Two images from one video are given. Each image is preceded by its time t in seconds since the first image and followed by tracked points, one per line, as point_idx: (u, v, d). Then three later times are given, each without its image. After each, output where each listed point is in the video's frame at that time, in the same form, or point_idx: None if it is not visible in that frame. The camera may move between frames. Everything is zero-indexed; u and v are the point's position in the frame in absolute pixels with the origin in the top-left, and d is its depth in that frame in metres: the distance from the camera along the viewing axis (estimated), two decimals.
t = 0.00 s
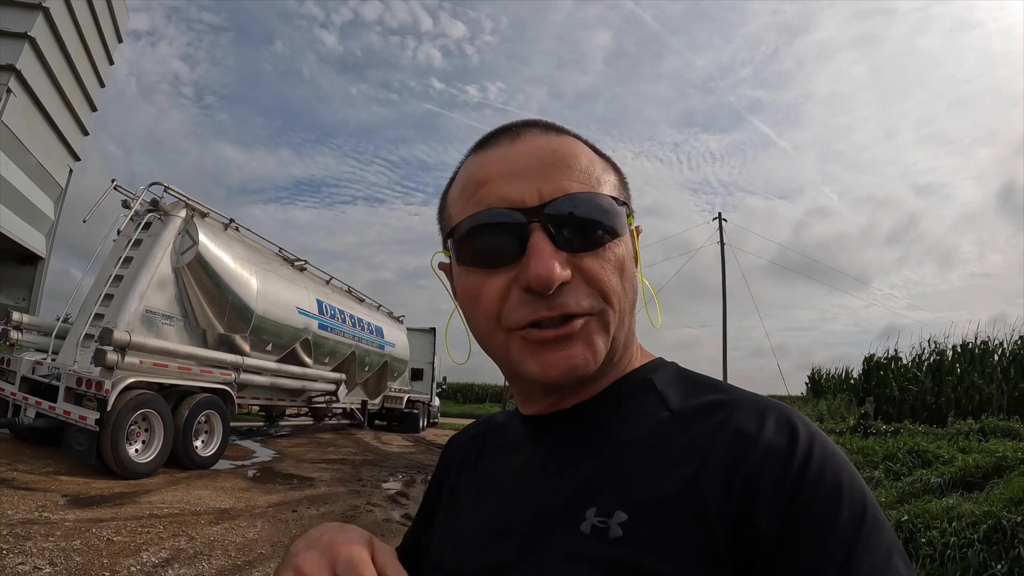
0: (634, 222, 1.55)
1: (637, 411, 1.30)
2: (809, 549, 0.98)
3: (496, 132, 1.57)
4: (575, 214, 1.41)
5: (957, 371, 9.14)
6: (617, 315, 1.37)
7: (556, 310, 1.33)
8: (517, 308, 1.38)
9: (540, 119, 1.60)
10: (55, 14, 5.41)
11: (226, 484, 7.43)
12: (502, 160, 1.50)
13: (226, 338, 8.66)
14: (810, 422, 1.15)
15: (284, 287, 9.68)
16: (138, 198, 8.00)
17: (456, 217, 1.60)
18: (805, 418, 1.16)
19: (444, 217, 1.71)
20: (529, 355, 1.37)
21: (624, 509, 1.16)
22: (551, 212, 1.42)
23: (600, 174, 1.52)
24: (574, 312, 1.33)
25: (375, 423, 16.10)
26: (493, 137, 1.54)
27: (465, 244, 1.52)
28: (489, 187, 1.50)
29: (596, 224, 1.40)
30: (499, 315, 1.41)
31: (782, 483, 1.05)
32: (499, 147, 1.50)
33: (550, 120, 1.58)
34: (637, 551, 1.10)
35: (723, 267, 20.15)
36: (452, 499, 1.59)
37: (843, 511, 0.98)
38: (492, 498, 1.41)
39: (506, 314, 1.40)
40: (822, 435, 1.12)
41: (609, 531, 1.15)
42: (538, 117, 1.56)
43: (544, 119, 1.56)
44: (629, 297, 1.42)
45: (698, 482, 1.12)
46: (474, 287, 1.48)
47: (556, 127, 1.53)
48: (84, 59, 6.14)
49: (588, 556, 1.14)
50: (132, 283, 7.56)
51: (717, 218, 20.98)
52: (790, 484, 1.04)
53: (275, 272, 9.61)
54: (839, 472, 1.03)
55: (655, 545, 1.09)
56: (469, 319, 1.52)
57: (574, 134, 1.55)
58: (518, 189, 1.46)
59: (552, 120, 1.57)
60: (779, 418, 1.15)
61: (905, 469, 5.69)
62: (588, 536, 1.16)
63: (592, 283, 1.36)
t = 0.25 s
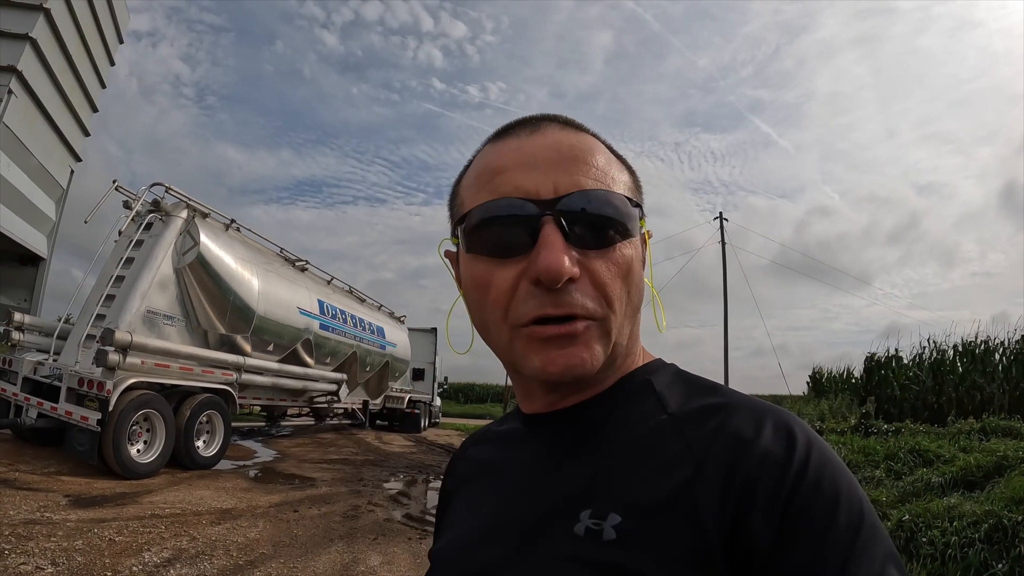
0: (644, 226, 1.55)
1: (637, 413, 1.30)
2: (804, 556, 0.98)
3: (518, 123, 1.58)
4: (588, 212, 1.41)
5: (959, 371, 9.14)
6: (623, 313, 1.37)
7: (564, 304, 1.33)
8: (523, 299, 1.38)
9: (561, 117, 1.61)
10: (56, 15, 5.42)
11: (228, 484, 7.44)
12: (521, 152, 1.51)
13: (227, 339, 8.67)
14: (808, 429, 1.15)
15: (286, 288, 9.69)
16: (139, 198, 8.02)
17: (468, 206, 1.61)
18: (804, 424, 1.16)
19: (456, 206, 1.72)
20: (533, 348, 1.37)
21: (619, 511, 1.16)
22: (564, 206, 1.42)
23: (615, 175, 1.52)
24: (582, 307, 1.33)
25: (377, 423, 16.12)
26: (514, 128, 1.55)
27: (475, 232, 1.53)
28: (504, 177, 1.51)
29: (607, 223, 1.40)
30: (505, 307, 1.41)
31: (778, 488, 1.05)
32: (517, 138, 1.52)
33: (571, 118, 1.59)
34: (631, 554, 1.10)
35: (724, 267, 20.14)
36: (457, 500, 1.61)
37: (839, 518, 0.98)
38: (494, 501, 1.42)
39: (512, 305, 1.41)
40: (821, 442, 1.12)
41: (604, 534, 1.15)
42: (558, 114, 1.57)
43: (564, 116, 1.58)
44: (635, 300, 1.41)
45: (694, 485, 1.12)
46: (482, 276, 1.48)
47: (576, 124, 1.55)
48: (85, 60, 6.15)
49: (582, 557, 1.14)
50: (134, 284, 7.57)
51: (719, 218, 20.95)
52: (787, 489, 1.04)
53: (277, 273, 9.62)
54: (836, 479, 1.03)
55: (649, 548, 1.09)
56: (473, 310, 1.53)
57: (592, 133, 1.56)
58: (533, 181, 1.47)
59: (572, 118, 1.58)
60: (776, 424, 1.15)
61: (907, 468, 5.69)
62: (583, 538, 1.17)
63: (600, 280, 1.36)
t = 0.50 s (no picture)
0: (634, 226, 1.54)
1: (633, 415, 1.30)
2: (801, 557, 0.98)
3: (500, 126, 1.58)
4: (574, 215, 1.40)
5: (960, 370, 9.13)
6: (613, 317, 1.36)
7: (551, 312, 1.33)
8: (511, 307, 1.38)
9: (545, 117, 1.60)
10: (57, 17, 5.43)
11: (229, 484, 7.45)
12: (504, 156, 1.50)
13: (229, 339, 8.68)
14: (806, 429, 1.15)
15: (287, 288, 9.70)
16: (141, 199, 8.03)
17: (454, 212, 1.61)
18: (802, 425, 1.16)
19: (443, 211, 1.71)
20: (523, 355, 1.37)
21: (613, 514, 1.16)
22: (550, 211, 1.42)
23: (602, 175, 1.51)
24: (569, 315, 1.32)
25: (378, 423, 16.14)
26: (497, 132, 1.54)
27: (462, 240, 1.53)
28: (488, 183, 1.50)
29: (596, 225, 1.39)
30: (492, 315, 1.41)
31: (775, 490, 1.05)
32: (500, 143, 1.51)
33: (555, 118, 1.58)
34: (625, 557, 1.10)
35: (725, 266, 20.14)
36: (460, 500, 1.62)
37: (837, 519, 0.98)
38: (492, 503, 1.43)
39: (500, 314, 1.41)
40: (818, 443, 1.12)
41: (598, 537, 1.15)
42: (542, 115, 1.56)
43: (548, 117, 1.57)
44: (626, 301, 1.41)
45: (690, 488, 1.12)
46: (471, 283, 1.48)
47: (559, 124, 1.54)
48: (86, 61, 6.16)
49: (577, 560, 1.15)
50: (135, 285, 7.58)
51: (720, 218, 20.98)
52: (784, 491, 1.04)
53: (278, 273, 9.63)
54: (834, 479, 1.03)
55: (644, 550, 1.09)
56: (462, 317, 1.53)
57: (577, 132, 1.55)
58: (518, 186, 1.46)
59: (556, 118, 1.57)
60: (773, 424, 1.15)
61: (908, 467, 5.69)
62: (578, 540, 1.18)
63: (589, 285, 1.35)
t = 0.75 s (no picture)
0: (625, 221, 1.53)
1: (630, 413, 1.30)
2: (799, 553, 0.98)
3: (482, 132, 1.56)
4: (560, 218, 1.40)
5: (962, 369, 9.12)
6: (605, 318, 1.37)
7: (541, 318, 1.34)
8: (503, 314, 1.39)
9: (528, 118, 1.59)
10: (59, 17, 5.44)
11: (231, 484, 7.46)
12: (487, 163, 1.49)
13: (230, 339, 8.69)
14: (805, 426, 1.15)
15: (288, 287, 9.71)
16: (142, 199, 8.04)
17: (442, 220, 1.61)
18: (801, 421, 1.16)
19: (432, 220, 1.71)
20: (517, 361, 1.38)
21: (610, 511, 1.17)
22: (536, 216, 1.41)
23: (588, 173, 1.50)
24: (561, 319, 1.33)
25: (379, 423, 16.14)
26: (479, 138, 1.53)
27: (452, 249, 1.53)
28: (474, 191, 1.50)
29: (583, 226, 1.39)
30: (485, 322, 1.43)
31: (773, 487, 1.05)
32: (483, 150, 1.50)
33: (537, 119, 1.56)
34: (623, 553, 1.11)
35: (726, 266, 20.12)
36: (463, 496, 1.63)
37: (837, 515, 0.98)
38: (494, 501, 1.44)
39: (492, 320, 1.43)
40: (818, 439, 1.12)
41: (595, 533, 1.16)
42: (524, 117, 1.55)
43: (530, 119, 1.55)
44: (619, 298, 1.41)
45: (686, 485, 1.12)
46: (463, 291, 1.49)
47: (542, 125, 1.53)
48: (87, 61, 6.17)
49: (575, 556, 1.15)
50: (137, 285, 7.59)
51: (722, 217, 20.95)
52: (782, 487, 1.04)
53: (279, 273, 9.64)
54: (833, 475, 1.03)
55: (639, 546, 1.10)
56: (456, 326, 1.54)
57: (560, 132, 1.53)
58: (503, 193, 1.46)
59: (539, 119, 1.56)
60: (772, 421, 1.15)
61: (909, 467, 5.68)
62: (575, 537, 1.18)
63: (579, 288, 1.35)
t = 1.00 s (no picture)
0: (603, 224, 1.52)
1: (629, 421, 1.30)
2: (800, 560, 0.98)
3: (449, 157, 1.56)
4: (534, 233, 1.39)
5: (962, 369, 9.12)
6: (592, 327, 1.36)
7: (524, 336, 1.34)
8: (490, 336, 1.39)
9: (491, 135, 1.57)
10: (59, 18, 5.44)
11: (232, 484, 7.46)
12: (456, 187, 1.49)
13: (231, 339, 8.69)
14: (805, 432, 1.14)
15: (289, 288, 9.70)
16: (142, 199, 8.04)
17: (422, 246, 1.61)
18: (802, 428, 1.15)
19: (414, 245, 1.71)
20: (507, 380, 1.39)
21: (610, 518, 1.17)
22: (510, 235, 1.41)
23: (559, 182, 1.49)
24: (545, 335, 1.33)
25: (380, 423, 16.15)
26: (446, 165, 1.53)
27: (433, 276, 1.54)
28: (446, 217, 1.50)
29: (558, 238, 1.37)
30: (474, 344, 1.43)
31: (773, 494, 1.04)
32: (451, 175, 1.50)
33: (501, 135, 1.55)
34: (622, 560, 1.10)
35: (727, 266, 20.12)
36: (465, 498, 1.64)
37: (837, 522, 0.98)
38: (495, 506, 1.44)
39: (480, 340, 1.43)
40: (819, 446, 1.11)
41: (595, 540, 1.16)
42: (487, 136, 1.53)
43: (493, 137, 1.54)
44: (604, 306, 1.40)
45: (685, 492, 1.12)
46: (449, 315, 1.50)
47: (507, 140, 1.51)
48: (88, 62, 6.18)
49: (576, 563, 1.15)
50: (137, 285, 7.59)
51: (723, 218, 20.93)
52: (782, 495, 1.03)
53: (280, 273, 9.64)
54: (834, 482, 1.03)
55: (638, 555, 1.10)
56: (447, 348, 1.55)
57: (528, 144, 1.52)
58: (475, 217, 1.45)
59: (502, 134, 1.54)
60: (772, 428, 1.14)
61: (910, 467, 5.67)
62: (575, 544, 1.18)
63: (561, 301, 1.35)
